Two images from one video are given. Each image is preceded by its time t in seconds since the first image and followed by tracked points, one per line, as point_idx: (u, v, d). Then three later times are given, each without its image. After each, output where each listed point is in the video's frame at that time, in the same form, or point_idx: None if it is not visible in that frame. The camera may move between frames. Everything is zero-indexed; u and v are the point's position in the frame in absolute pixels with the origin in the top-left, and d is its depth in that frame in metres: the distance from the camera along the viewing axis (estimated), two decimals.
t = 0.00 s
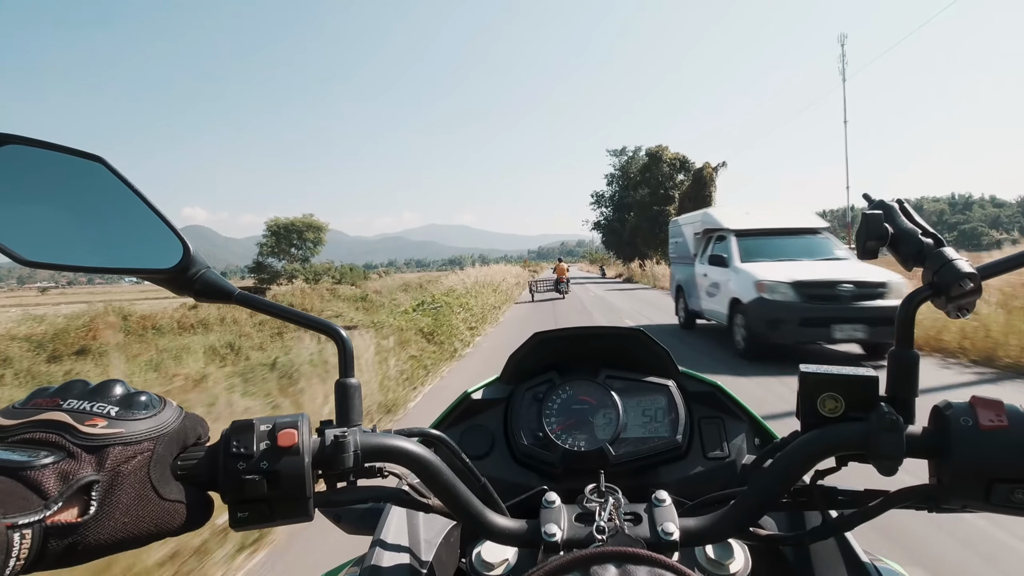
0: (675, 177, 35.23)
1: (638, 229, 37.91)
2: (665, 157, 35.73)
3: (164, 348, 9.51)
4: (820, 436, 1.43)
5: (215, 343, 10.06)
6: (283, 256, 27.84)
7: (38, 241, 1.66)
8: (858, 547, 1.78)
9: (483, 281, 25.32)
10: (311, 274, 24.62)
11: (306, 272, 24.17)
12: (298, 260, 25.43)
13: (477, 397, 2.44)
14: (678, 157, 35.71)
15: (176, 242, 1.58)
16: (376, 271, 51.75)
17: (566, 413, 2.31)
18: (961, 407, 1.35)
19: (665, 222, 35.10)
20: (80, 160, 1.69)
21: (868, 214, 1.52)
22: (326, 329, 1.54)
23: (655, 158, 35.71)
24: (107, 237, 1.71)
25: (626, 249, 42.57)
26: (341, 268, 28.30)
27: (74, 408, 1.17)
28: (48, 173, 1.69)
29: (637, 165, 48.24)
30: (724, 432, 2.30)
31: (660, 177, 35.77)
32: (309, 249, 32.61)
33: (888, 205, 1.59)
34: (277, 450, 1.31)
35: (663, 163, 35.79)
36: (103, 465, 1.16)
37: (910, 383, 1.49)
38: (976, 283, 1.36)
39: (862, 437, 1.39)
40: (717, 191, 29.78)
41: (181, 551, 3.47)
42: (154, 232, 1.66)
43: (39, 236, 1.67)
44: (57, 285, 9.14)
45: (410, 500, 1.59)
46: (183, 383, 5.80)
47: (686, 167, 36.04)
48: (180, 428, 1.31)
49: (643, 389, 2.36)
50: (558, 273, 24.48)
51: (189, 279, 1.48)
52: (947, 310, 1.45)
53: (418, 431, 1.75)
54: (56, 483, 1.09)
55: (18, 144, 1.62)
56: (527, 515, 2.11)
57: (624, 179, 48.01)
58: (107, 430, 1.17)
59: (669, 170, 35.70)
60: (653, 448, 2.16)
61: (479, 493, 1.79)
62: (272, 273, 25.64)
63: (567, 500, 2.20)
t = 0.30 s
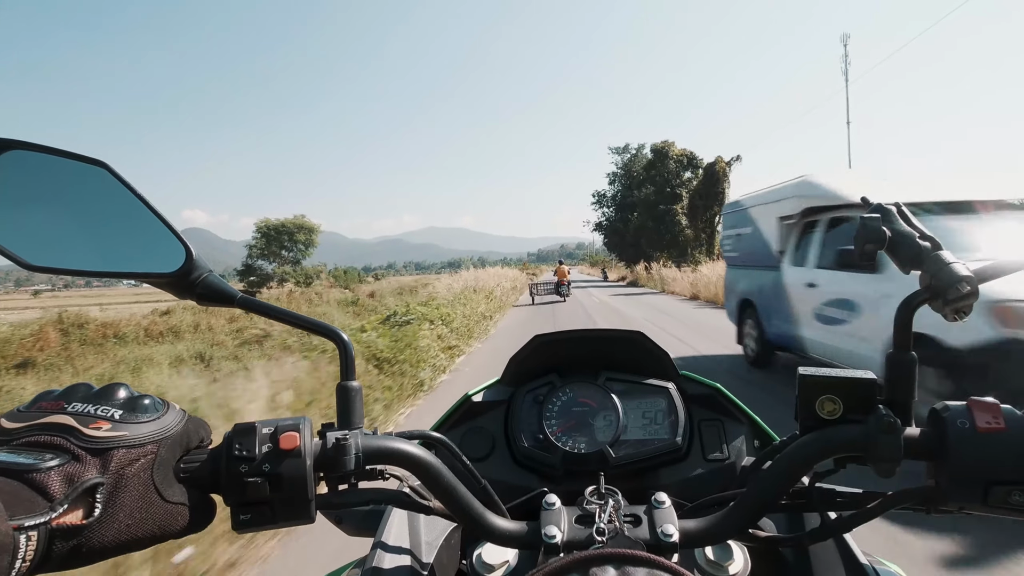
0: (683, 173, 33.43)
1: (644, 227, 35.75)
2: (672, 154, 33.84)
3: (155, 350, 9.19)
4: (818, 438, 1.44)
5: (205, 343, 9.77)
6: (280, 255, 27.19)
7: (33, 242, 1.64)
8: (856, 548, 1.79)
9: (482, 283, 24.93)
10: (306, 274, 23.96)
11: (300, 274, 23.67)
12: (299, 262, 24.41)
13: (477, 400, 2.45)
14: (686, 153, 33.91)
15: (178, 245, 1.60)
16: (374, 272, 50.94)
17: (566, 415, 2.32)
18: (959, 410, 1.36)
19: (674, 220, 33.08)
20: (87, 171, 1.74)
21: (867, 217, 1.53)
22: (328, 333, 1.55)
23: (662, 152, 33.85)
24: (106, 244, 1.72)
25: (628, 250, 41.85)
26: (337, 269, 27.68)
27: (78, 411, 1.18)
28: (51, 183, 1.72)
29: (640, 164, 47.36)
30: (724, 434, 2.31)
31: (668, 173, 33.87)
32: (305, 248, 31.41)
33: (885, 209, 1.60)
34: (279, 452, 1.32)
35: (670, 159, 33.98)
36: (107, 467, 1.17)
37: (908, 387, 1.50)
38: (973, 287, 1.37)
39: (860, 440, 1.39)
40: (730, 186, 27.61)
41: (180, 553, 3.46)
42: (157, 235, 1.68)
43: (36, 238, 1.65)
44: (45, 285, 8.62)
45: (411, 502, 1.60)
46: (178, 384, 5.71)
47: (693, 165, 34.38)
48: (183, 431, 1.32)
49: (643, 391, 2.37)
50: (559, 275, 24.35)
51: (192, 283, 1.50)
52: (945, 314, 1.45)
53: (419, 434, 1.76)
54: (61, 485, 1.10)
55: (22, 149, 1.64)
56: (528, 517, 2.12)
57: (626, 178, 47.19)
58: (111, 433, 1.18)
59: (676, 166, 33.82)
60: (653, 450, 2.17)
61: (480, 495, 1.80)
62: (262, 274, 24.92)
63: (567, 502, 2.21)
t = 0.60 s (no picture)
0: (693, 169, 31.01)
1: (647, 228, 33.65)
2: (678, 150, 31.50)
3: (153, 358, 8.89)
4: (816, 443, 1.44)
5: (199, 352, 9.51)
6: (271, 259, 26.32)
7: (37, 251, 1.67)
8: (855, 552, 1.79)
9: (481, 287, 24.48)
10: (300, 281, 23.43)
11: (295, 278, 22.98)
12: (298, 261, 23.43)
13: (476, 405, 2.45)
14: (694, 149, 31.56)
15: (176, 253, 1.59)
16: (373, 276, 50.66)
17: (565, 420, 2.33)
18: (955, 414, 1.36)
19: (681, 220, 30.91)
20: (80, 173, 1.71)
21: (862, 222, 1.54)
22: (327, 339, 1.55)
23: (667, 148, 31.27)
24: (108, 248, 1.73)
25: (631, 253, 41.06)
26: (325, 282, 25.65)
27: (77, 419, 1.18)
28: (47, 186, 1.71)
29: (641, 164, 46.49)
30: (723, 439, 2.31)
31: (675, 169, 31.40)
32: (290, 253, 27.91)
33: (881, 214, 1.61)
34: (278, 459, 1.32)
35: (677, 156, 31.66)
36: (106, 475, 1.17)
37: (905, 392, 1.51)
38: (968, 292, 1.38)
39: (857, 444, 1.40)
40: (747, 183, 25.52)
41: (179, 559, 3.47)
42: (155, 241, 1.68)
43: (39, 247, 1.68)
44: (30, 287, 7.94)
45: (410, 508, 1.60)
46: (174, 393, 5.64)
47: (699, 163, 32.21)
48: (181, 438, 1.32)
49: (642, 396, 2.37)
50: (561, 279, 24.32)
51: (191, 290, 1.50)
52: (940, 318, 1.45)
53: (417, 440, 1.76)
54: (59, 494, 1.10)
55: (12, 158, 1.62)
56: (527, 522, 2.13)
57: (627, 179, 46.37)
58: (110, 441, 1.18)
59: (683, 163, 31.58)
60: (652, 455, 2.18)
61: (479, 501, 1.80)
62: (252, 279, 24.07)
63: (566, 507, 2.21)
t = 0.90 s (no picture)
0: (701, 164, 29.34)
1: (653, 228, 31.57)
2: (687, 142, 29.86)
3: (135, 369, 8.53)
4: (819, 447, 1.43)
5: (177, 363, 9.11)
6: (260, 260, 25.47)
7: (29, 248, 1.65)
8: (857, 557, 1.78)
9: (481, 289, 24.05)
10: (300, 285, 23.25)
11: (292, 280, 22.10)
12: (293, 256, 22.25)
13: (476, 409, 2.45)
14: (702, 143, 29.86)
15: (175, 257, 1.59)
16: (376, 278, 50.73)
17: (565, 424, 2.32)
18: (958, 418, 1.36)
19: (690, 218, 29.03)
20: (84, 177, 1.73)
21: (863, 226, 1.54)
22: (327, 343, 1.54)
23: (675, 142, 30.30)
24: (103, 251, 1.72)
25: (634, 255, 40.38)
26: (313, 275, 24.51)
27: (74, 424, 1.17)
28: (44, 189, 1.70)
29: (644, 163, 45.71)
30: (724, 442, 2.30)
31: (682, 164, 29.83)
32: (280, 255, 26.58)
33: (883, 218, 1.60)
34: (277, 464, 1.31)
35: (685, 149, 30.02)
36: (103, 481, 1.16)
37: (906, 395, 1.50)
38: (972, 295, 1.36)
39: (859, 448, 1.39)
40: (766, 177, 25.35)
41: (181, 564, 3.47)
42: (154, 243, 1.68)
43: (35, 249, 1.66)
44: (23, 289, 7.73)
45: (410, 513, 1.59)
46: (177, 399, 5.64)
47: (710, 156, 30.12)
48: (179, 443, 1.31)
49: (642, 399, 2.36)
50: (562, 282, 24.35)
51: (189, 294, 1.49)
52: (942, 322, 1.45)
53: (417, 444, 1.75)
54: (57, 500, 1.09)
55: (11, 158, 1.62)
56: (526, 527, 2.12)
57: (629, 178, 45.61)
58: (107, 446, 1.17)
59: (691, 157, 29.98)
60: (653, 458, 2.17)
61: (479, 505, 1.79)
62: (240, 280, 23.32)
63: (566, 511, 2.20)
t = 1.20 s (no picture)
0: (711, 157, 28.96)
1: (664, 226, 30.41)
2: (698, 135, 29.82)
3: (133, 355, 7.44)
4: (817, 449, 1.43)
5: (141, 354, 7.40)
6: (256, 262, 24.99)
7: (29, 251, 1.65)
8: (855, 558, 1.78)
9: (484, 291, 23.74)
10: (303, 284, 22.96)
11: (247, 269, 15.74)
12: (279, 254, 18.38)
13: (475, 411, 2.44)
14: (713, 135, 29.87)
15: (173, 259, 1.58)
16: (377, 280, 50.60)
17: (564, 425, 2.31)
18: (957, 419, 1.36)
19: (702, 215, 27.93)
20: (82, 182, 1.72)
21: (862, 227, 1.54)
22: (325, 345, 1.54)
23: (684, 132, 29.94)
24: (103, 255, 1.72)
25: (638, 254, 39.92)
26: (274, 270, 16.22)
27: (71, 427, 1.17)
28: (42, 193, 1.70)
29: (648, 160, 45.12)
30: (723, 444, 2.30)
31: (692, 158, 29.41)
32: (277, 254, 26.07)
33: (881, 219, 1.60)
34: (275, 466, 1.31)
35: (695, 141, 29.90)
36: (100, 483, 1.16)
37: (905, 397, 1.50)
38: (970, 296, 1.36)
39: (859, 450, 1.38)
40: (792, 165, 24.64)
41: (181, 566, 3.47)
42: (152, 245, 1.67)
43: (34, 253, 1.66)
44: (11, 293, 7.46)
45: (409, 516, 1.58)
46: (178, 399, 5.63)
47: (721, 150, 30.04)
48: (176, 446, 1.31)
49: (642, 401, 2.35)
50: (563, 281, 24.32)
51: (187, 296, 1.49)
52: (941, 323, 1.45)
53: (416, 446, 1.75)
54: (52, 503, 1.09)
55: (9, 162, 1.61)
56: (525, 529, 2.12)
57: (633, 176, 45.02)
58: (104, 448, 1.17)
59: (701, 150, 29.64)
60: (652, 460, 2.16)
61: (478, 507, 1.79)
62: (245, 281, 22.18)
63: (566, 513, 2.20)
